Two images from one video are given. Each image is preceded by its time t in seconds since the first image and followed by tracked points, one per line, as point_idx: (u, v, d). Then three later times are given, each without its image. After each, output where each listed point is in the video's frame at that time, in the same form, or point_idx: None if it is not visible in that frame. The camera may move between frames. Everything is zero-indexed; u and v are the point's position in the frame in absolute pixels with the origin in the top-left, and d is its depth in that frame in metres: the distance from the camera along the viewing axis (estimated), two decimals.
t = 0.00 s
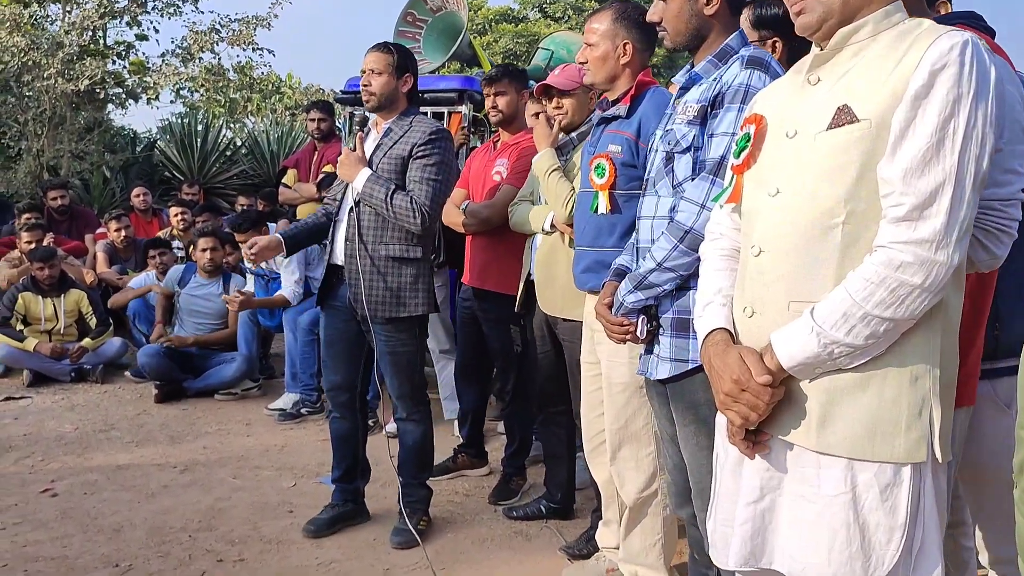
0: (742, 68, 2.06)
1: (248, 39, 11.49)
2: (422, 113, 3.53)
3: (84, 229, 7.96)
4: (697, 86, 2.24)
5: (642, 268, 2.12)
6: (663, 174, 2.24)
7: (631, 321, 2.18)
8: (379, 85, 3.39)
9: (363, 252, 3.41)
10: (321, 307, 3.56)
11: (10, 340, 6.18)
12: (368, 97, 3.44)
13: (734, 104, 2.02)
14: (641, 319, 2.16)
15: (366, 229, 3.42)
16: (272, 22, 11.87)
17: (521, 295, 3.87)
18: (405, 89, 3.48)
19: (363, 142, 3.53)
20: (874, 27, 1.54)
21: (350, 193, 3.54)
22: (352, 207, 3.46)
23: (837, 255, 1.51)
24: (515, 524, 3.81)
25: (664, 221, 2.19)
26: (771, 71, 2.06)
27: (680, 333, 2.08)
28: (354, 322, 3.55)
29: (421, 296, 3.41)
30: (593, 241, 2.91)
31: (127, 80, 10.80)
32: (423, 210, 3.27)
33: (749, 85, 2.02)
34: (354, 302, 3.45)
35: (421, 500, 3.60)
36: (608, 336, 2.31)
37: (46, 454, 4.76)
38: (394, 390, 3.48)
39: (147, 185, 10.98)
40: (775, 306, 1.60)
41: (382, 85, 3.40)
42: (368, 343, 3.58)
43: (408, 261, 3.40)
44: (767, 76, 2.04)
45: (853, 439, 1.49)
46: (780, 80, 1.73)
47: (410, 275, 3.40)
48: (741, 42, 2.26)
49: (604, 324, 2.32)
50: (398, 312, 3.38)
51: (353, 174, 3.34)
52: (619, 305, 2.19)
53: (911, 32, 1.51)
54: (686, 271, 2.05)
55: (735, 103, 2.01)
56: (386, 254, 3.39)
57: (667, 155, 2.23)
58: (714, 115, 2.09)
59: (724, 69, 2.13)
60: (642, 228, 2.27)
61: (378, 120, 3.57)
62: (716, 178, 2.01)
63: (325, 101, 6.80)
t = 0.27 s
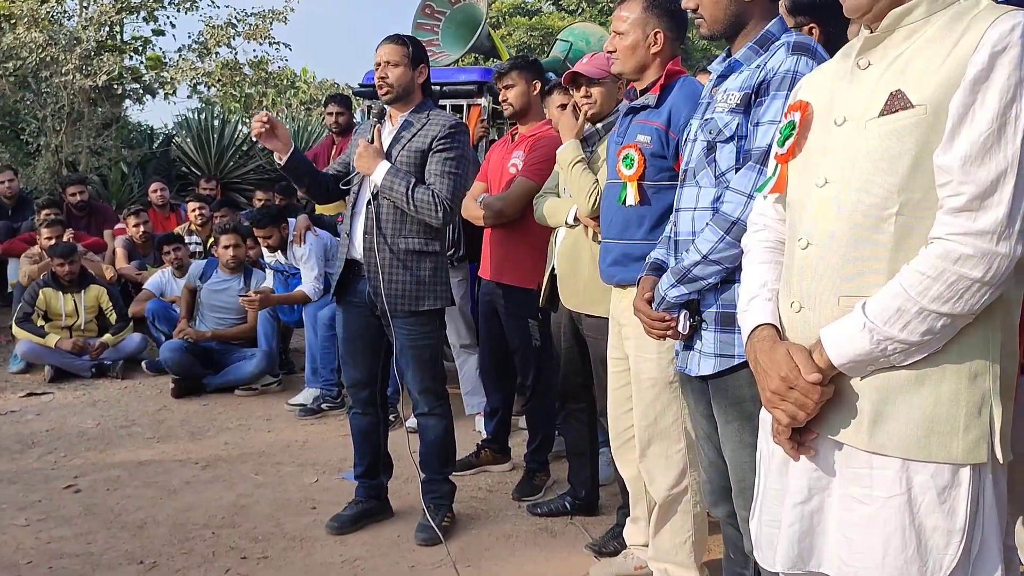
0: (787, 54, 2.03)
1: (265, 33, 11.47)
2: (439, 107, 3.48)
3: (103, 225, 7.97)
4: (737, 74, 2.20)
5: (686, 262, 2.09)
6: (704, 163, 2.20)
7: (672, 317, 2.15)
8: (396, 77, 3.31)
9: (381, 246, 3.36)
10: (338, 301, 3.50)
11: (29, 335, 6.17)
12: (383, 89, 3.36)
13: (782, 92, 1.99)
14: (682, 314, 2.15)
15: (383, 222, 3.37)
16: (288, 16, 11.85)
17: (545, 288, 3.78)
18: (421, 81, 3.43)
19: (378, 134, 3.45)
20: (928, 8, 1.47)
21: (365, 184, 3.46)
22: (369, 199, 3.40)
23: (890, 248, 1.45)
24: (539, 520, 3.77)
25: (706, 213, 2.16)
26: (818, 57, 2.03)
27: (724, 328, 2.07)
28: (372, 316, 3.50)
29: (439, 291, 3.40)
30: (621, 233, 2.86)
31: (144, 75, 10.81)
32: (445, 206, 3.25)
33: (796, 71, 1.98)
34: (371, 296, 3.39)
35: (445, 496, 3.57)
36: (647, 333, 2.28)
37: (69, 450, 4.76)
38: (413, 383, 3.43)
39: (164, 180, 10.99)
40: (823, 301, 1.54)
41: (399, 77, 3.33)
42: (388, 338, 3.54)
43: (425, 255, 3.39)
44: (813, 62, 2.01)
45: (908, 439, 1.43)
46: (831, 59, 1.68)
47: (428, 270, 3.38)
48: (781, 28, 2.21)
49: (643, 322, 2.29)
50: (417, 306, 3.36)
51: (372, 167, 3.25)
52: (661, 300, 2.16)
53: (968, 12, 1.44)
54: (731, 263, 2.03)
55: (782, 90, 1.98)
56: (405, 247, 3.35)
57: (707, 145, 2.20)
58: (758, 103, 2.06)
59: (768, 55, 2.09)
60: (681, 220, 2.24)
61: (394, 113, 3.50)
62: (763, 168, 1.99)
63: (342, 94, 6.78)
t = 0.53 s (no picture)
0: (824, 51, 2.03)
1: (281, 34, 11.50)
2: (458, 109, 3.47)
3: (122, 226, 8.01)
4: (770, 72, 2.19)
5: (723, 264, 2.08)
6: (739, 164, 2.18)
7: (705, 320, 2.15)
8: (416, 79, 3.30)
9: (401, 247, 3.33)
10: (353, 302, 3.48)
11: (49, 335, 6.23)
12: (403, 90, 3.34)
13: (821, 89, 1.99)
14: (719, 317, 2.14)
15: (404, 224, 3.35)
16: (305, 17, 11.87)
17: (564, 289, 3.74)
18: (439, 83, 3.42)
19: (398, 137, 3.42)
20: (970, 4, 1.44)
21: (384, 186, 3.44)
22: (389, 201, 3.37)
23: (932, 251, 1.41)
24: (561, 523, 3.74)
25: (743, 214, 2.16)
26: (855, 53, 2.03)
27: (763, 330, 2.07)
28: (389, 317, 3.48)
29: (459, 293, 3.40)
30: (645, 233, 2.83)
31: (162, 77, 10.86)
32: (467, 209, 3.24)
33: (834, 68, 1.99)
34: (391, 297, 3.38)
35: (467, 498, 3.55)
36: (681, 335, 2.26)
37: (90, 451, 4.77)
38: (431, 385, 3.41)
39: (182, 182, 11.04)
40: (863, 305, 1.50)
41: (419, 78, 3.31)
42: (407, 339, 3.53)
43: (445, 257, 3.38)
44: (851, 58, 2.02)
45: (952, 446, 1.40)
46: (872, 55, 1.65)
47: (448, 272, 3.38)
48: (815, 25, 2.20)
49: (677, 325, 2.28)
50: (438, 308, 3.35)
51: (392, 168, 3.24)
52: (697, 304, 2.16)
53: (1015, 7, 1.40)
54: (770, 265, 2.02)
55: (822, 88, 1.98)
56: (425, 250, 3.34)
57: (742, 145, 2.18)
58: (796, 101, 2.05)
59: (804, 52, 2.09)
60: (716, 221, 2.23)
61: (412, 114, 3.47)
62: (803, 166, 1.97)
63: (360, 95, 6.79)
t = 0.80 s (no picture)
0: (846, 61, 2.03)
1: (295, 41, 11.55)
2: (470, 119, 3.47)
3: (136, 232, 8.05)
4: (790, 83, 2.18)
5: (745, 276, 2.09)
6: (762, 175, 2.18)
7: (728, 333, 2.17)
8: (430, 86, 3.31)
9: (414, 255, 3.34)
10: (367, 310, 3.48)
11: (62, 340, 6.28)
12: (415, 97, 3.35)
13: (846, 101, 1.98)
14: (741, 329, 2.15)
15: (417, 232, 3.35)
16: (318, 24, 11.92)
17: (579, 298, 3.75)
18: (451, 91, 3.43)
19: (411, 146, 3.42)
20: (994, 17, 1.43)
21: (396, 194, 3.44)
22: (402, 209, 3.38)
23: (953, 266, 1.40)
24: (574, 532, 3.73)
25: (766, 226, 2.15)
26: (877, 63, 2.03)
27: (784, 343, 2.08)
28: (402, 325, 3.49)
29: (472, 301, 3.41)
30: (658, 243, 2.82)
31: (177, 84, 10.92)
32: (480, 217, 3.25)
33: (856, 79, 1.99)
34: (404, 304, 3.38)
35: (480, 506, 3.55)
36: (704, 348, 2.28)
37: (104, 457, 4.79)
38: (444, 393, 3.41)
39: (195, 188, 11.10)
40: (881, 320, 1.49)
41: (433, 86, 3.32)
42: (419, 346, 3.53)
43: (458, 265, 3.38)
44: (873, 69, 2.01)
45: (973, 463, 1.39)
46: (893, 66, 1.65)
47: (461, 280, 3.39)
48: (837, 35, 2.20)
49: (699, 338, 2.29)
50: (452, 316, 3.35)
51: (407, 178, 3.22)
52: (719, 316, 2.17)
53: None
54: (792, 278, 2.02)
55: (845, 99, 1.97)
56: (438, 258, 3.34)
57: (763, 157, 2.18)
58: (818, 113, 2.04)
59: (825, 62, 2.09)
60: (738, 232, 2.23)
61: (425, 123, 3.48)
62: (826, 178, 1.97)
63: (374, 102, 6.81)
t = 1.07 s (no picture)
0: (857, 75, 2.03)
1: (303, 50, 11.60)
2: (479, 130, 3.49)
3: (142, 239, 8.07)
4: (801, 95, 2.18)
5: (755, 289, 2.08)
6: (772, 188, 2.18)
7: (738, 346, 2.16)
8: (443, 97, 3.31)
9: (423, 265, 3.33)
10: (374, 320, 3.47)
11: (66, 346, 6.28)
12: (426, 106, 3.34)
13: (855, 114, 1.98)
14: (751, 343, 2.15)
15: (426, 243, 3.35)
16: (326, 32, 11.97)
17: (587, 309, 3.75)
18: (461, 102, 3.43)
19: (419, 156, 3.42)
20: (1004, 31, 1.42)
21: (405, 205, 3.43)
22: (411, 220, 3.37)
23: (961, 280, 1.40)
24: (578, 543, 3.72)
25: (775, 239, 2.14)
26: (889, 77, 2.02)
27: (794, 356, 2.07)
28: (409, 333, 3.48)
29: (480, 311, 3.41)
30: (665, 255, 2.82)
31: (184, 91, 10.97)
32: (489, 227, 3.27)
33: (867, 92, 1.99)
34: (413, 315, 3.37)
35: (485, 517, 3.54)
36: (714, 360, 2.28)
37: (108, 464, 4.79)
38: (452, 403, 3.40)
39: (201, 195, 11.13)
40: (889, 334, 1.48)
41: (444, 96, 3.32)
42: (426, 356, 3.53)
43: (466, 275, 3.39)
44: (884, 82, 2.01)
45: (981, 480, 1.38)
46: (902, 80, 1.65)
47: (470, 290, 3.39)
48: (847, 48, 2.20)
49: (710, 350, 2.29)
50: (461, 326, 3.35)
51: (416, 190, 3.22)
52: (729, 328, 2.17)
53: None
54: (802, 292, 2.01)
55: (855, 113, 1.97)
56: (448, 268, 3.35)
57: (774, 169, 2.18)
58: (829, 126, 2.04)
59: (836, 75, 2.09)
60: (747, 245, 2.23)
61: (434, 134, 3.48)
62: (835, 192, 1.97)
63: (380, 110, 6.83)
